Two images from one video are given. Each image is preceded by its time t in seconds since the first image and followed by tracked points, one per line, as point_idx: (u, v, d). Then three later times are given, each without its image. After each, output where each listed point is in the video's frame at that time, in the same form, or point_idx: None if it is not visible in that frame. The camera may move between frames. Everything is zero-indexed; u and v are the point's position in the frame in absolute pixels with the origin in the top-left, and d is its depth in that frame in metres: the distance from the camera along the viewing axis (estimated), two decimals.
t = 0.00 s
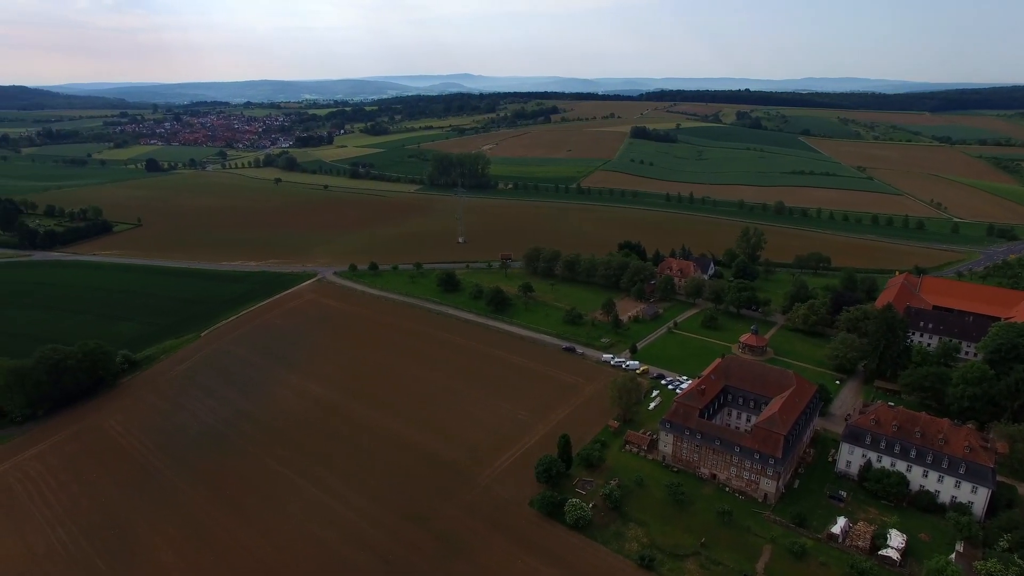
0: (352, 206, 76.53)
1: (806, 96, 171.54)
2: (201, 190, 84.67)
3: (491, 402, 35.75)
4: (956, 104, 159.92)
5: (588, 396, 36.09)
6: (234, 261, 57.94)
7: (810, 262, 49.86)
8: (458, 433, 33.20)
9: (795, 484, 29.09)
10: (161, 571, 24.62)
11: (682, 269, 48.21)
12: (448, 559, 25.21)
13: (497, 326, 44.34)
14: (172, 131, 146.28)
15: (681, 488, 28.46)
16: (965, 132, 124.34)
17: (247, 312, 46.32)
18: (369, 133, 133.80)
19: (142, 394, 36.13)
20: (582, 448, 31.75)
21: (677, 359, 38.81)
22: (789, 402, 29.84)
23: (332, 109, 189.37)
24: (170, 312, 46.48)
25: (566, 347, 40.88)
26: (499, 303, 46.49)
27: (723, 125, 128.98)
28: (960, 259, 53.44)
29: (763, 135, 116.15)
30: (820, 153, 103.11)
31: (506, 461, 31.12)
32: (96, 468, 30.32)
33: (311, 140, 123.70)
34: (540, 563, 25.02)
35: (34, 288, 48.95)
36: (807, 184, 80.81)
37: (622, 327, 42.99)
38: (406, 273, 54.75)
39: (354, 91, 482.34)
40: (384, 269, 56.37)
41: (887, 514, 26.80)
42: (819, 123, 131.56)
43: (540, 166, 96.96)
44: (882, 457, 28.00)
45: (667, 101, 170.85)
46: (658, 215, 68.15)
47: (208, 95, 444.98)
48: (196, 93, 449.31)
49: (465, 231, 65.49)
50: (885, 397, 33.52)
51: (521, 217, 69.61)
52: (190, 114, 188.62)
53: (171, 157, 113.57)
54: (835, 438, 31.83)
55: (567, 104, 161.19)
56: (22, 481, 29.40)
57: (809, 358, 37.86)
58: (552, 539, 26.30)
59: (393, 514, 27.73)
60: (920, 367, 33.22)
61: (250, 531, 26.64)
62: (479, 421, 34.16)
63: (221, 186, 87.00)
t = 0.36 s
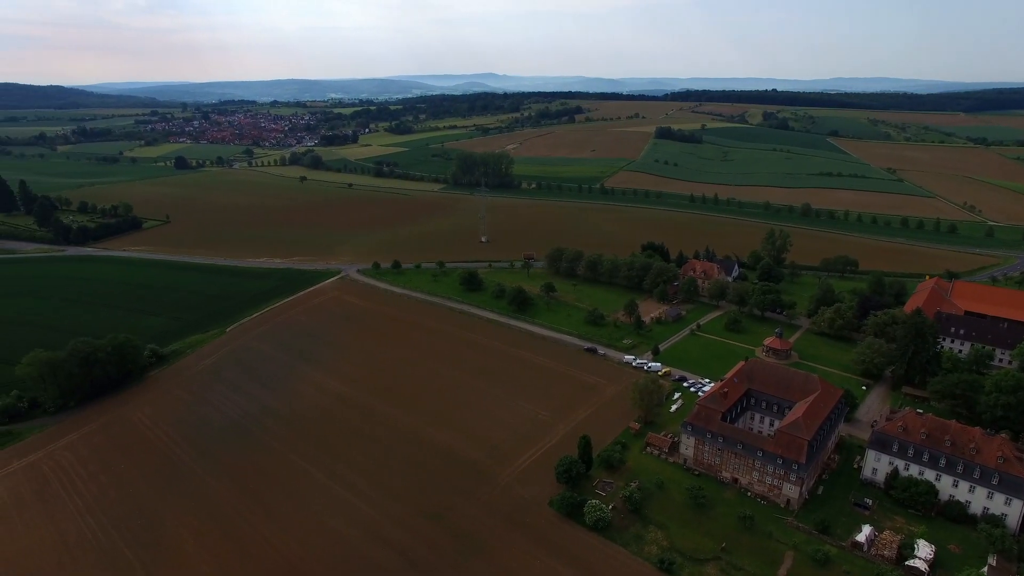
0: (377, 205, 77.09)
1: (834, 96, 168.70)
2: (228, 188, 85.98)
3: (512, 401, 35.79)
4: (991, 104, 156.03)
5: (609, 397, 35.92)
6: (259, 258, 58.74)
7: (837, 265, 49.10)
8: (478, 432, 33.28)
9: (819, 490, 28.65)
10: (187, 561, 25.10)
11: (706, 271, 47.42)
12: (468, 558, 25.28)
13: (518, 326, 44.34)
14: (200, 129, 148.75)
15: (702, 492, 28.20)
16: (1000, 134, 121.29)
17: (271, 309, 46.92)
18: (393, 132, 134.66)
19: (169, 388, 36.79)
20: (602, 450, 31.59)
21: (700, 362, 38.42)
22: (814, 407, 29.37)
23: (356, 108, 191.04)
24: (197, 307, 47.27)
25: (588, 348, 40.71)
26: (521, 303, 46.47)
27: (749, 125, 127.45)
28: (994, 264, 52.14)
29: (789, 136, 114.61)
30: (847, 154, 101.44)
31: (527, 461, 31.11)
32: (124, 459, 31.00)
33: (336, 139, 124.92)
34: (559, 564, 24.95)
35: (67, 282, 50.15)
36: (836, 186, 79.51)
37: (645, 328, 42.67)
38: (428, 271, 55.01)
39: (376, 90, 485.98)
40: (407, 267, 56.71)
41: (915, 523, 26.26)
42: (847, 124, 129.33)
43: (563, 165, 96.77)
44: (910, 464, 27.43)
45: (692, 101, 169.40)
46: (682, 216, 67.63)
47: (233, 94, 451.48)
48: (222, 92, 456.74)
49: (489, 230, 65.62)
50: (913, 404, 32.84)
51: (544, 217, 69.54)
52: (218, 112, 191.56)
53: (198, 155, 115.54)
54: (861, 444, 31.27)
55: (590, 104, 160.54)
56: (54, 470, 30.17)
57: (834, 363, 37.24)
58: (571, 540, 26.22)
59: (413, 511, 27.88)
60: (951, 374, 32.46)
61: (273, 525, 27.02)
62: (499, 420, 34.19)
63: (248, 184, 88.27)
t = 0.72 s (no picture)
0: (403, 203, 77.53)
1: (868, 96, 165.15)
2: (257, 185, 87.32)
3: (535, 401, 35.75)
4: None
5: (632, 398, 35.69)
6: (287, 254, 59.56)
7: (868, 269, 48.13)
8: (500, 431, 33.32)
9: (845, 497, 28.10)
10: (214, 551, 25.60)
11: (733, 273, 46.97)
12: (488, 556, 25.31)
13: (541, 325, 44.29)
14: (231, 127, 151.35)
15: (726, 496, 27.85)
16: None
17: (297, 306, 47.46)
18: (419, 131, 135.53)
19: (197, 381, 37.48)
20: (624, 451, 31.41)
21: (725, 365, 37.97)
22: (842, 413, 28.82)
23: (384, 107, 192.72)
24: (225, 302, 48.08)
25: (611, 349, 40.48)
26: (545, 303, 46.36)
27: (777, 126, 125.50)
28: None
29: (819, 137, 112.66)
30: (880, 156, 99.30)
31: (548, 461, 31.04)
32: (154, 449, 31.70)
33: (363, 138, 126.04)
34: (579, 566, 24.83)
35: (101, 277, 51.42)
36: (869, 188, 77.93)
37: (669, 330, 42.31)
38: (454, 270, 55.27)
39: (400, 90, 489.27)
40: (432, 266, 56.95)
41: (946, 535, 25.60)
42: (880, 125, 126.58)
43: (589, 166, 96.34)
44: (941, 474, 26.78)
45: (720, 102, 167.62)
46: (709, 217, 66.91)
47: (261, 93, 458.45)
48: (250, 91, 464.41)
49: (514, 229, 65.65)
50: (946, 412, 32.05)
51: (570, 217, 69.36)
52: (249, 111, 194.68)
53: (229, 153, 117.59)
54: (890, 452, 30.60)
55: (616, 105, 159.57)
56: (87, 459, 30.99)
57: (864, 369, 36.51)
58: (592, 542, 26.08)
59: (435, 508, 27.99)
60: (986, 383, 31.61)
61: (296, 518, 27.38)
62: (522, 419, 34.18)
63: (277, 182, 89.55)
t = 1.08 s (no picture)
0: (428, 202, 77.96)
1: (902, 96, 161.49)
2: (285, 183, 88.46)
3: (556, 401, 35.69)
4: None
5: (655, 401, 35.42)
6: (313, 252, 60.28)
7: (899, 274, 47.16)
8: (521, 431, 33.31)
9: (872, 506, 27.56)
10: (239, 543, 26.02)
11: (759, 276, 46.67)
12: (507, 555, 25.32)
13: (564, 326, 44.20)
14: (259, 125, 153.62)
15: (749, 502, 27.49)
16: None
17: (322, 303, 47.97)
18: (444, 130, 136.13)
19: (224, 376, 38.09)
20: (646, 454, 31.20)
21: (750, 368, 37.49)
22: (870, 419, 28.25)
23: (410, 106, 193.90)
24: (252, 298, 48.80)
25: (634, 351, 40.23)
26: (568, 303, 46.27)
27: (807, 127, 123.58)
28: None
29: (850, 138, 110.62)
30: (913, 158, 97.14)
31: (569, 462, 30.97)
32: (181, 441, 32.33)
33: (389, 136, 126.99)
34: (599, 568, 24.71)
35: (133, 272, 52.54)
36: (903, 190, 76.25)
37: (694, 332, 41.92)
38: (477, 269, 55.43)
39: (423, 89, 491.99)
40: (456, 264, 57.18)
41: (978, 548, 24.94)
42: (914, 126, 123.77)
43: (615, 166, 95.91)
44: (974, 485, 26.11)
45: (748, 102, 165.49)
46: (737, 219, 66.16)
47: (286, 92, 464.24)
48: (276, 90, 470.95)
49: (538, 229, 65.60)
50: (978, 421, 31.25)
51: (595, 217, 69.08)
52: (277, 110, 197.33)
53: (257, 151, 119.28)
54: (920, 461, 29.94)
55: (642, 105, 158.66)
56: (117, 450, 31.75)
57: (893, 375, 35.78)
58: (612, 544, 25.92)
59: (456, 507, 28.07)
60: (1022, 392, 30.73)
61: (318, 512, 27.70)
62: (543, 420, 34.14)
63: (304, 180, 90.65)
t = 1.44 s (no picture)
0: (449, 201, 78.21)
1: (932, 96, 158.41)
2: (308, 181, 89.32)
3: (575, 402, 35.58)
4: None
5: (675, 403, 35.14)
6: (335, 250, 60.83)
7: (926, 278, 46.30)
8: (540, 431, 33.25)
9: (897, 514, 27.05)
10: (259, 537, 26.30)
11: (782, 278, 46.18)
12: (525, 555, 25.27)
13: (583, 326, 44.07)
14: (283, 124, 155.32)
15: (770, 506, 27.16)
16: None
17: (342, 301, 48.36)
18: (466, 130, 136.57)
19: (246, 372, 38.52)
20: (665, 456, 30.97)
21: (772, 372, 37.04)
22: (895, 425, 27.71)
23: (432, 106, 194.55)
24: (274, 295, 49.31)
25: (655, 352, 39.97)
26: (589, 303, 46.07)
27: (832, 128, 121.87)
28: None
29: (878, 139, 108.90)
30: (943, 159, 95.31)
31: (587, 463, 30.85)
32: (204, 435, 32.75)
33: (411, 135, 127.53)
34: (617, 570, 24.56)
35: (159, 268, 53.43)
36: (933, 193, 74.88)
37: (715, 334, 41.53)
38: (498, 268, 55.48)
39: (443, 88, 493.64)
40: (477, 263, 57.30)
41: (1008, 560, 24.37)
42: (944, 127, 121.44)
43: (637, 166, 95.43)
44: (1004, 496, 25.50)
45: (773, 102, 163.64)
46: (760, 220, 65.48)
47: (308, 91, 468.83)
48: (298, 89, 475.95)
49: (559, 229, 65.53)
50: (1009, 430, 30.53)
51: (616, 218, 68.81)
52: (301, 109, 199.46)
53: (280, 150, 120.65)
54: (947, 469, 29.35)
55: (665, 105, 157.47)
56: (142, 442, 32.32)
57: (919, 381, 35.14)
58: (630, 546, 25.77)
59: (473, 506, 28.08)
60: None
61: (337, 508, 27.88)
62: (562, 420, 34.06)
63: (327, 178, 91.46)
